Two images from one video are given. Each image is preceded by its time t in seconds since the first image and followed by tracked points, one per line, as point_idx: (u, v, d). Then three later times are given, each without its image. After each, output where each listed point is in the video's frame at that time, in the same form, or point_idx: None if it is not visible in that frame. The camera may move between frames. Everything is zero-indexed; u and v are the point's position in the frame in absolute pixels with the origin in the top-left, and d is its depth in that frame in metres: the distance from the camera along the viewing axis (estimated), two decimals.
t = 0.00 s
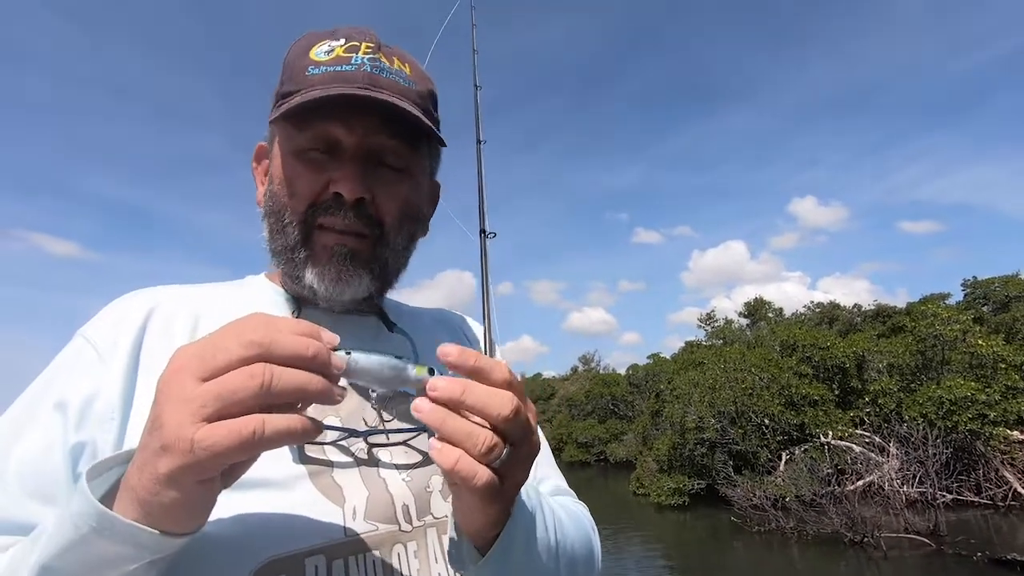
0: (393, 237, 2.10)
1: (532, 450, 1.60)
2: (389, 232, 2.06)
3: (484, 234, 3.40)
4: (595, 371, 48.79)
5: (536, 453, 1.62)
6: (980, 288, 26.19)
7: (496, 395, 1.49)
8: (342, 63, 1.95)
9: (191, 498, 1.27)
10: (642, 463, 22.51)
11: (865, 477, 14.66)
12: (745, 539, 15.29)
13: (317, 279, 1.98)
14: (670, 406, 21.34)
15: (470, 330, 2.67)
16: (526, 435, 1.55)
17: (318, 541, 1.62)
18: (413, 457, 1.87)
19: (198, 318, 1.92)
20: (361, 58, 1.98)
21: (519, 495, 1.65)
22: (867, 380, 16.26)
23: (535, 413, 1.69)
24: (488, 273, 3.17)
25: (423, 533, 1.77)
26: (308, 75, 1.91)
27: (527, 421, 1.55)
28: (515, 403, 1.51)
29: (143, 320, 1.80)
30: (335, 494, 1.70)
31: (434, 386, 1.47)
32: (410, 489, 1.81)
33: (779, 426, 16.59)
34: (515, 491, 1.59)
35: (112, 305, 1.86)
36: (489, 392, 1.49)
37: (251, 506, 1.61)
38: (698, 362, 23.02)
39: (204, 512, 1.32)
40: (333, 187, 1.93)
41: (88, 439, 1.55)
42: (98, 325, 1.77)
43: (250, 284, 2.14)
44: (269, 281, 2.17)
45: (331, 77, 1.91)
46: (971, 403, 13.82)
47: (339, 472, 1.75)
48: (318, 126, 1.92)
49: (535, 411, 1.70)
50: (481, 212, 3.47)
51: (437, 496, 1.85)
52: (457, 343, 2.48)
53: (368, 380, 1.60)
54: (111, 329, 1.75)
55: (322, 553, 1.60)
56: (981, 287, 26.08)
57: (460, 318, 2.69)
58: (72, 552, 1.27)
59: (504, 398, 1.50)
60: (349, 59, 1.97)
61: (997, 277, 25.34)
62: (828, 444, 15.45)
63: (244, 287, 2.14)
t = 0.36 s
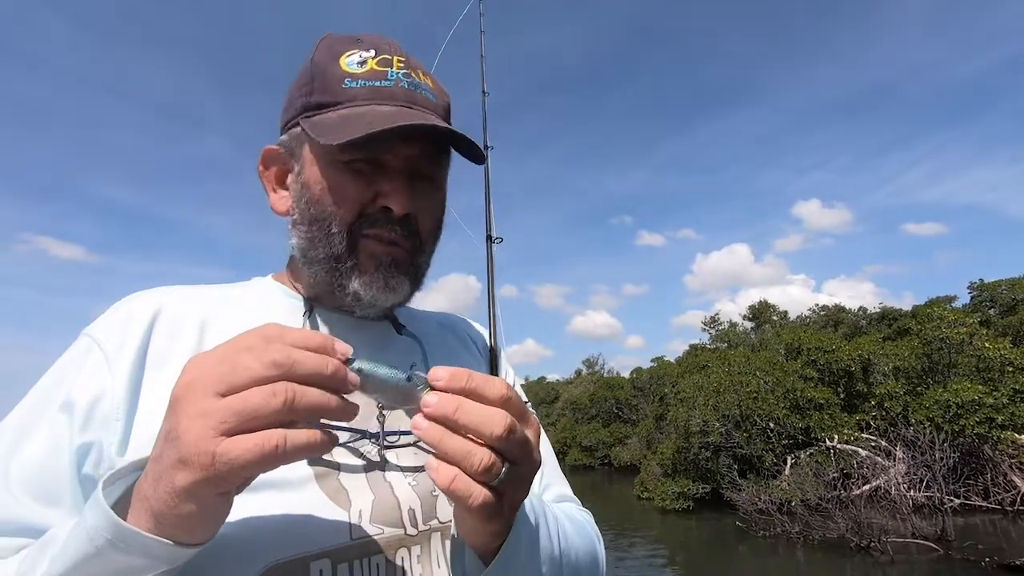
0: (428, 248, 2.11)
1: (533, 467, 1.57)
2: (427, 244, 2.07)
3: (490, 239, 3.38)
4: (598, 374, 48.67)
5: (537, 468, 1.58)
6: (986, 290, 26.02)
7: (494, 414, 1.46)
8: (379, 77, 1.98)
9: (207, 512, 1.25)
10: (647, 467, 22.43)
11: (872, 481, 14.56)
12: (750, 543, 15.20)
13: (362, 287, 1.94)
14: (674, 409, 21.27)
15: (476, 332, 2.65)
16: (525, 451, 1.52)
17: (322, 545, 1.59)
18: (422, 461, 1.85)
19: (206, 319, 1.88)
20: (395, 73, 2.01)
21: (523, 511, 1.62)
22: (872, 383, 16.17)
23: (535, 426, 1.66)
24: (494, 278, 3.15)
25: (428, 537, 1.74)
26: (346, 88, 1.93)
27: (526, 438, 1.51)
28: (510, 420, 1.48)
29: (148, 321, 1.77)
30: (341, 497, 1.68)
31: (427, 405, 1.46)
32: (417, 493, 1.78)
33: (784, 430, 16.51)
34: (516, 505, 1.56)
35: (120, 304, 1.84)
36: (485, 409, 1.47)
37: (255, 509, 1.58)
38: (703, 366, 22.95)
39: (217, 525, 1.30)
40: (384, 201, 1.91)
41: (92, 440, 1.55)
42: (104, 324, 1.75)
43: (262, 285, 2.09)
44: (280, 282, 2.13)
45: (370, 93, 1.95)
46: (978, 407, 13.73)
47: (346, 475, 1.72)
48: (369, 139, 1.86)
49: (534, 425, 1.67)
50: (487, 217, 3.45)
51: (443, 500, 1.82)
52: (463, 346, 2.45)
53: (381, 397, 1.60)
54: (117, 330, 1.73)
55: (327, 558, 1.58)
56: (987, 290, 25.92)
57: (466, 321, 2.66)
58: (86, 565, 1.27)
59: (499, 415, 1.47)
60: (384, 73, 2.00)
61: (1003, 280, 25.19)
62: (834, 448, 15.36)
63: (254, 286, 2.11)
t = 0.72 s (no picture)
0: (437, 230, 2.09)
1: (547, 469, 1.53)
2: (436, 225, 2.06)
3: (497, 240, 3.36)
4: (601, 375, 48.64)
5: (552, 472, 1.57)
6: (990, 290, 25.90)
7: (512, 414, 1.44)
8: (387, 63, 1.97)
9: (155, 474, 1.23)
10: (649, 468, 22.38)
11: (875, 482, 14.50)
12: (753, 545, 15.16)
13: (373, 266, 1.91)
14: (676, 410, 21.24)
15: (479, 331, 2.63)
16: (542, 455, 1.49)
17: (332, 550, 1.59)
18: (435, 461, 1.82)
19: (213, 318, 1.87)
20: (403, 61, 2.00)
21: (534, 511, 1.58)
22: (876, 384, 16.10)
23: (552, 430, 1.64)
24: (500, 280, 3.12)
25: (438, 542, 1.73)
26: (355, 73, 1.91)
27: (542, 441, 1.48)
28: (530, 421, 1.46)
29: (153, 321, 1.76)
30: (351, 501, 1.67)
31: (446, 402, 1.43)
32: (426, 497, 1.76)
33: (787, 430, 16.45)
34: (527, 507, 1.54)
35: (121, 304, 1.83)
36: (504, 409, 1.44)
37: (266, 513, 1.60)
38: (705, 366, 22.90)
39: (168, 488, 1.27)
40: (394, 176, 1.89)
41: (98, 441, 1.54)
42: (108, 324, 1.73)
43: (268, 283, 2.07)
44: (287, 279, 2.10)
45: (378, 77, 1.93)
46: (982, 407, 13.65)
47: (355, 480, 1.70)
48: (377, 114, 1.87)
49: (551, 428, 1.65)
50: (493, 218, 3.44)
51: (452, 503, 1.81)
52: (468, 345, 2.43)
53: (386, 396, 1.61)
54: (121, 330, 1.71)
55: (338, 562, 1.59)
56: (992, 290, 25.79)
57: (469, 321, 2.64)
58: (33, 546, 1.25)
59: (519, 415, 1.45)
60: (392, 60, 1.99)
61: (1007, 280, 25.08)
62: (837, 449, 15.30)
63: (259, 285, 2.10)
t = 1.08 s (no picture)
0: (441, 246, 2.09)
1: (564, 475, 1.54)
2: (441, 242, 2.06)
3: (502, 242, 3.37)
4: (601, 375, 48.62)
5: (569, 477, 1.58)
6: (991, 289, 25.88)
7: (535, 419, 1.45)
8: (399, 72, 1.97)
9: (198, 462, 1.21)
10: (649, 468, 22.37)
11: (875, 481, 14.50)
12: (753, 544, 15.16)
13: (373, 284, 1.96)
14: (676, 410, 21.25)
15: (485, 333, 2.63)
16: (561, 461, 1.51)
17: (344, 549, 1.58)
18: (443, 463, 1.84)
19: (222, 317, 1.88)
20: (416, 68, 2.00)
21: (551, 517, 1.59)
22: (876, 383, 16.10)
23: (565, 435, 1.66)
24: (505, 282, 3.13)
25: (447, 543, 1.73)
26: (366, 82, 1.91)
27: (563, 446, 1.50)
28: (552, 427, 1.47)
29: (164, 319, 1.78)
30: (361, 502, 1.67)
31: (467, 407, 1.42)
32: (434, 499, 1.76)
33: (787, 429, 16.45)
34: (547, 513, 1.55)
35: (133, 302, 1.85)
36: (527, 415, 1.45)
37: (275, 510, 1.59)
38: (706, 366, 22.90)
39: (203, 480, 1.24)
40: (396, 196, 1.88)
41: (108, 439, 1.55)
42: (120, 323, 1.75)
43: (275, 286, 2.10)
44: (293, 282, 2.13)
45: (389, 87, 1.92)
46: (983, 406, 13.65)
47: (365, 479, 1.71)
48: (383, 132, 1.84)
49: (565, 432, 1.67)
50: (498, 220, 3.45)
51: (460, 505, 1.80)
52: (474, 347, 2.44)
53: (395, 400, 1.64)
54: (134, 328, 1.73)
55: (349, 562, 1.57)
56: (992, 289, 25.78)
57: (475, 323, 2.64)
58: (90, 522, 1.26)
59: (541, 421, 1.45)
60: (404, 68, 1.99)
61: (1008, 279, 25.05)
62: (838, 448, 15.29)
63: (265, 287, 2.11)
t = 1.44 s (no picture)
0: (438, 243, 2.08)
1: (564, 453, 1.55)
2: (438, 238, 2.05)
3: (505, 238, 3.38)
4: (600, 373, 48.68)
5: (567, 458, 1.59)
6: (987, 287, 25.93)
7: (535, 391, 1.46)
8: (397, 64, 1.96)
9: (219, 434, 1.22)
10: (647, 465, 22.41)
11: (872, 478, 14.55)
12: (750, 540, 15.21)
13: (366, 282, 1.95)
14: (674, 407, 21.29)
15: (490, 328, 2.64)
16: (560, 436, 1.52)
17: (344, 541, 1.59)
18: (444, 457, 1.86)
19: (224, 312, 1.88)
20: (413, 61, 1.99)
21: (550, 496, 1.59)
22: (873, 380, 16.15)
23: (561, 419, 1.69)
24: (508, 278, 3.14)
25: (449, 536, 1.73)
26: (362, 75, 1.91)
27: (562, 420, 1.52)
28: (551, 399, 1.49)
29: (167, 315, 1.78)
30: (362, 494, 1.67)
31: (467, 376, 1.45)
32: (436, 491, 1.77)
33: (784, 426, 16.49)
34: (548, 490, 1.55)
35: (136, 297, 1.85)
36: (526, 386, 1.47)
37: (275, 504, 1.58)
38: (703, 363, 22.94)
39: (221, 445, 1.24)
40: (390, 194, 1.88)
41: (113, 432, 1.56)
42: (123, 318, 1.75)
43: (276, 281, 2.09)
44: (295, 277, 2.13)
45: (385, 81, 1.92)
46: (979, 403, 13.68)
47: (366, 472, 1.71)
48: (378, 131, 1.85)
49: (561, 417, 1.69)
50: (500, 216, 3.45)
51: (463, 498, 1.81)
52: (479, 341, 2.44)
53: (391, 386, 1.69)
54: (138, 322, 1.73)
55: (349, 553, 1.58)
56: (989, 287, 25.82)
57: (479, 318, 2.65)
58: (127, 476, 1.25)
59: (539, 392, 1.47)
60: (402, 61, 1.98)
61: (1005, 276, 25.11)
62: (834, 445, 15.34)
63: (268, 282, 2.10)
